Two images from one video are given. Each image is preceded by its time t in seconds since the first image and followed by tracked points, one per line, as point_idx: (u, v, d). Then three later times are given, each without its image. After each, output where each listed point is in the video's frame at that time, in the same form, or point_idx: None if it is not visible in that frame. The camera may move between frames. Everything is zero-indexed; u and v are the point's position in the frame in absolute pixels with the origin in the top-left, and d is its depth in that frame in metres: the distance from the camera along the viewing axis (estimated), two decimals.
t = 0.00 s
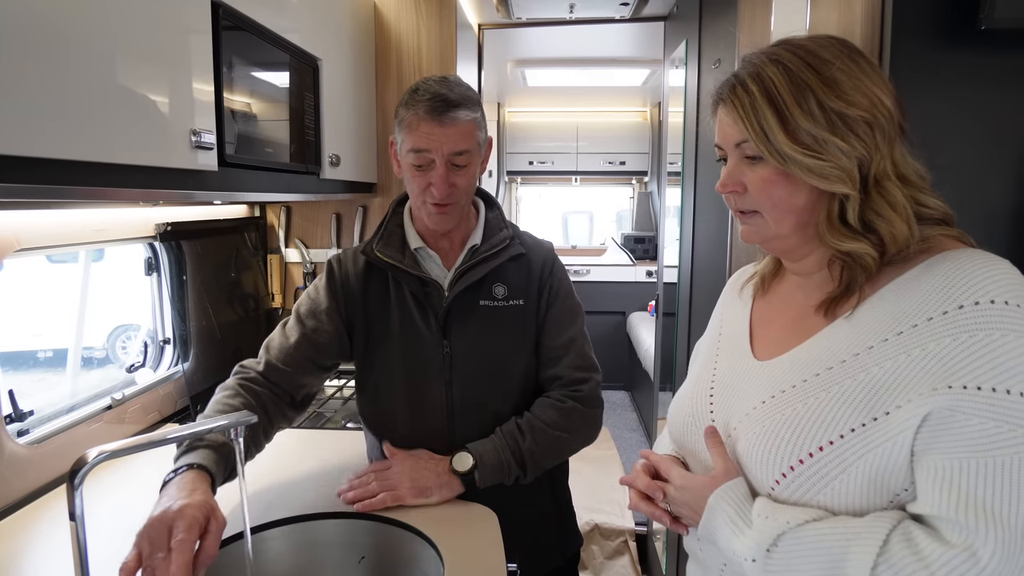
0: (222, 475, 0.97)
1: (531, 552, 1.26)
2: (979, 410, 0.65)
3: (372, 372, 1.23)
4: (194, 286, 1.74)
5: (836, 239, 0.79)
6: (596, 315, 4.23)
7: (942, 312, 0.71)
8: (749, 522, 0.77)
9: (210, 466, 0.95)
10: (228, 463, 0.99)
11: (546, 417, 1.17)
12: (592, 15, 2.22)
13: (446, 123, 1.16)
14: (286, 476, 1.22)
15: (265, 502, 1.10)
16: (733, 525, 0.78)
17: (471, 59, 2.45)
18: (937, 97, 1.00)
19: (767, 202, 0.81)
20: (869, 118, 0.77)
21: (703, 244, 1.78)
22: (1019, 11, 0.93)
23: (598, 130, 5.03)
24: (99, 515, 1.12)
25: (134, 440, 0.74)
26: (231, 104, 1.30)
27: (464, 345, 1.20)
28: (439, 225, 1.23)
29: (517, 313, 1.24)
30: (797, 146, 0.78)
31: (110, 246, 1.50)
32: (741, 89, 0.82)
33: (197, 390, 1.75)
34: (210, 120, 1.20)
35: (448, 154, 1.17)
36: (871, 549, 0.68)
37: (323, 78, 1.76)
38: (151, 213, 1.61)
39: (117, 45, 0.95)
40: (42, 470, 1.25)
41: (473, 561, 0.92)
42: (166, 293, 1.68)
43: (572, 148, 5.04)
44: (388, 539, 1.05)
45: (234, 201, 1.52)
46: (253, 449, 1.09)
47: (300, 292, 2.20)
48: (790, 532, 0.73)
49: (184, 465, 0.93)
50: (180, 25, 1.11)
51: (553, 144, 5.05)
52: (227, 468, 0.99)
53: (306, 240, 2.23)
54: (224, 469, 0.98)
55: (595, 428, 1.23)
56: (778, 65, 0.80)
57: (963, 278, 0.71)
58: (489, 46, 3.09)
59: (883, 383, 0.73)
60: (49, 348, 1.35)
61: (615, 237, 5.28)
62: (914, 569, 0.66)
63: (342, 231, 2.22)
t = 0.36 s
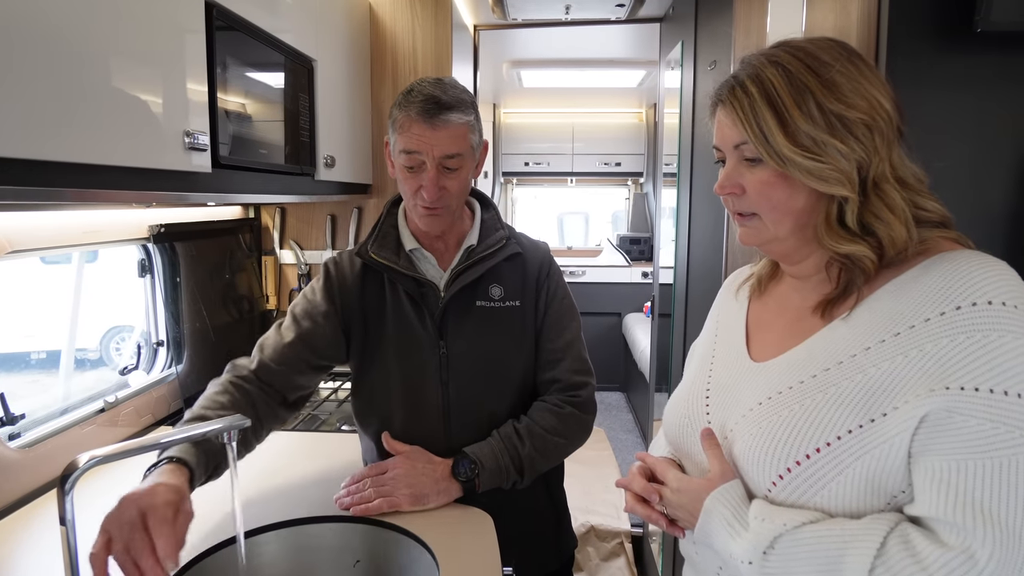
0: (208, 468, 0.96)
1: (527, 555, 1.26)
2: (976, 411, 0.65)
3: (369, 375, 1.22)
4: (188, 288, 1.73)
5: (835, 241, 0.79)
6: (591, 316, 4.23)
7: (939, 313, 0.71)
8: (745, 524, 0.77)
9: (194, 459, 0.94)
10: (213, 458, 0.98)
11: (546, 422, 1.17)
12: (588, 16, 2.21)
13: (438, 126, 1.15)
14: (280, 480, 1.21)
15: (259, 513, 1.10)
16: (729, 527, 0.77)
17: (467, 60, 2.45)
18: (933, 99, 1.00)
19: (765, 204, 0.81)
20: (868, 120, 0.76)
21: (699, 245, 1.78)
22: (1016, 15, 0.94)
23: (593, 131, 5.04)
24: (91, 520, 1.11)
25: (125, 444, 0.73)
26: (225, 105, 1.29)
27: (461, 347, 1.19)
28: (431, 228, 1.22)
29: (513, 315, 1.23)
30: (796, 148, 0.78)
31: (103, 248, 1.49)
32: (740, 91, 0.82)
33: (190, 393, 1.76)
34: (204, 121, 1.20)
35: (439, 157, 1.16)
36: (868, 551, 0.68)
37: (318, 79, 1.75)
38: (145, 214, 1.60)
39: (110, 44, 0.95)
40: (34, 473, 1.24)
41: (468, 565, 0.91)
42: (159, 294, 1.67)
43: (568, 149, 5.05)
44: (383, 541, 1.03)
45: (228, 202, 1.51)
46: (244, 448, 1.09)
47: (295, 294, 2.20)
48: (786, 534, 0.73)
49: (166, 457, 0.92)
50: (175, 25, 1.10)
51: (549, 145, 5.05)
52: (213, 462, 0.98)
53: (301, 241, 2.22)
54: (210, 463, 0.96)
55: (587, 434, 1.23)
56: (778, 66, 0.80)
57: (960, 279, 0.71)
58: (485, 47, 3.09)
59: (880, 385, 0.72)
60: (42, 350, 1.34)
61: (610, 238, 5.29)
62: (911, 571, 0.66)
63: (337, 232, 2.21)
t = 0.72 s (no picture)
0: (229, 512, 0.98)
1: (521, 557, 1.26)
2: (970, 412, 0.65)
3: (363, 376, 1.22)
4: (180, 288, 1.71)
5: (831, 243, 0.79)
6: (586, 318, 4.22)
7: (934, 314, 0.71)
8: (739, 526, 0.77)
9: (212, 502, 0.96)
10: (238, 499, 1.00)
11: (539, 423, 1.17)
12: (583, 18, 2.22)
13: (422, 124, 1.15)
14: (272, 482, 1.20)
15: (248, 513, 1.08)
16: (723, 529, 0.77)
17: (462, 61, 2.44)
18: (929, 102, 1.01)
19: (762, 206, 0.81)
20: (865, 122, 0.76)
21: (694, 247, 1.78)
22: (1009, 17, 0.94)
23: (588, 133, 5.04)
24: (81, 523, 1.10)
25: (115, 447, 0.73)
26: (218, 105, 1.29)
27: (456, 349, 1.19)
28: (420, 229, 1.22)
29: (508, 316, 1.23)
30: (792, 149, 0.78)
31: (95, 249, 1.48)
32: (737, 92, 0.82)
33: (182, 395, 1.70)
34: (197, 121, 1.19)
35: (424, 155, 1.16)
36: (862, 553, 0.68)
37: (312, 80, 1.74)
38: (137, 214, 1.59)
39: (103, 43, 0.94)
40: (24, 476, 1.22)
41: (464, 567, 0.91)
42: (151, 295, 1.65)
43: (563, 151, 5.05)
44: (376, 545, 1.03)
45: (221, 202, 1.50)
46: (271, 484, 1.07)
47: (288, 295, 2.18)
48: (780, 535, 0.73)
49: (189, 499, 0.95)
50: (168, 25, 1.09)
51: (544, 147, 5.05)
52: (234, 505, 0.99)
53: (295, 242, 2.21)
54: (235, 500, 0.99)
55: (581, 435, 1.23)
56: (774, 68, 0.80)
57: (955, 280, 0.71)
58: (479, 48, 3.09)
59: (875, 386, 0.72)
60: (33, 351, 1.32)
61: (605, 241, 5.29)
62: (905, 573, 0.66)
63: (331, 233, 2.20)
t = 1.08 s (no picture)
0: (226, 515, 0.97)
1: (519, 555, 1.25)
2: (965, 408, 0.65)
3: (359, 374, 1.22)
4: (176, 288, 1.70)
5: (825, 238, 0.79)
6: (583, 317, 4.22)
7: (929, 310, 0.71)
8: (736, 523, 0.77)
9: (208, 504, 0.95)
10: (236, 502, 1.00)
11: (536, 420, 1.17)
12: (580, 17, 2.22)
13: (436, 116, 1.17)
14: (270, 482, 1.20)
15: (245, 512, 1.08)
16: (720, 526, 0.77)
17: (458, 60, 2.44)
18: (924, 102, 1.01)
19: (757, 199, 0.81)
20: (862, 120, 0.77)
21: (691, 246, 1.78)
22: (1004, 16, 0.94)
23: (585, 132, 5.05)
24: (78, 523, 1.09)
25: (112, 446, 0.73)
26: (214, 104, 1.28)
27: (453, 348, 1.19)
28: (445, 221, 1.22)
29: (505, 315, 1.23)
30: (790, 142, 0.78)
31: (91, 248, 1.47)
32: (737, 85, 0.82)
33: (180, 394, 1.70)
34: (193, 119, 1.18)
35: (444, 146, 1.19)
36: (858, 549, 0.68)
37: (308, 78, 1.74)
38: (133, 213, 1.58)
39: (99, 41, 0.94)
40: (20, 476, 1.22)
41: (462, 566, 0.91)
42: (148, 295, 1.65)
43: (560, 150, 5.05)
44: (374, 544, 1.03)
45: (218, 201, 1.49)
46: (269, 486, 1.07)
47: (285, 294, 2.18)
48: (777, 532, 0.73)
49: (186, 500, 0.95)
50: (164, 23, 1.09)
51: (541, 146, 5.05)
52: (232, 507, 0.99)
53: (292, 241, 2.20)
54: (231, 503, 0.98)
55: (578, 433, 1.23)
56: (776, 63, 0.80)
57: (950, 276, 0.72)
58: (476, 47, 3.09)
59: (871, 383, 0.73)
60: (29, 351, 1.32)
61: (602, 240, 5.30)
62: (901, 570, 0.66)
63: (327, 233, 2.19)
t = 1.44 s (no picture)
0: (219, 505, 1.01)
1: (518, 555, 1.26)
2: (960, 407, 0.65)
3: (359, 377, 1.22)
4: (175, 289, 1.72)
5: (822, 239, 0.79)
6: (582, 318, 4.23)
7: (925, 310, 0.72)
8: (733, 520, 0.77)
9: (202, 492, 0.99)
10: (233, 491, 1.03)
11: (535, 421, 1.17)
12: (578, 18, 2.23)
13: (429, 117, 1.17)
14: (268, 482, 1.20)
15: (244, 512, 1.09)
16: (718, 524, 0.78)
17: (457, 61, 2.45)
18: (921, 101, 1.02)
19: (753, 206, 0.81)
20: (849, 119, 0.77)
21: (689, 246, 1.79)
22: (1000, 16, 0.94)
23: (583, 133, 5.05)
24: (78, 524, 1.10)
25: (112, 447, 0.73)
26: (213, 106, 1.28)
27: (452, 348, 1.19)
28: (444, 221, 1.22)
29: (504, 315, 1.23)
30: (779, 149, 0.78)
31: (90, 250, 1.48)
32: (723, 97, 0.83)
33: (179, 396, 1.73)
34: (192, 120, 1.19)
35: (438, 147, 1.19)
36: (854, 547, 0.69)
37: (307, 80, 1.74)
38: (132, 215, 1.59)
39: (97, 43, 0.94)
40: (20, 477, 1.22)
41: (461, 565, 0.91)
42: (147, 296, 1.65)
43: (558, 151, 5.06)
44: (374, 544, 1.03)
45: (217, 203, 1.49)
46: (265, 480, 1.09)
47: (284, 295, 2.18)
48: (773, 530, 0.74)
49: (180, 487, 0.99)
50: (162, 25, 1.10)
51: (539, 146, 5.06)
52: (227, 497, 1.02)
53: (291, 243, 2.20)
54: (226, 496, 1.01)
55: (577, 432, 1.23)
56: (757, 72, 0.81)
57: (946, 276, 0.72)
58: (475, 48, 3.10)
59: (868, 382, 0.73)
60: (28, 352, 1.32)
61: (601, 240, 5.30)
62: (896, 567, 0.67)
63: (326, 234, 2.20)
